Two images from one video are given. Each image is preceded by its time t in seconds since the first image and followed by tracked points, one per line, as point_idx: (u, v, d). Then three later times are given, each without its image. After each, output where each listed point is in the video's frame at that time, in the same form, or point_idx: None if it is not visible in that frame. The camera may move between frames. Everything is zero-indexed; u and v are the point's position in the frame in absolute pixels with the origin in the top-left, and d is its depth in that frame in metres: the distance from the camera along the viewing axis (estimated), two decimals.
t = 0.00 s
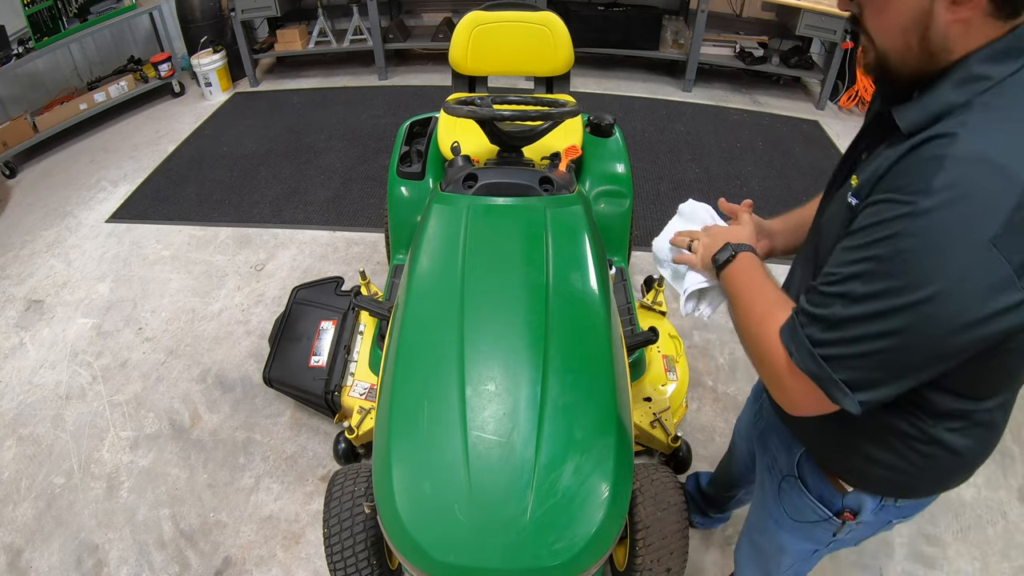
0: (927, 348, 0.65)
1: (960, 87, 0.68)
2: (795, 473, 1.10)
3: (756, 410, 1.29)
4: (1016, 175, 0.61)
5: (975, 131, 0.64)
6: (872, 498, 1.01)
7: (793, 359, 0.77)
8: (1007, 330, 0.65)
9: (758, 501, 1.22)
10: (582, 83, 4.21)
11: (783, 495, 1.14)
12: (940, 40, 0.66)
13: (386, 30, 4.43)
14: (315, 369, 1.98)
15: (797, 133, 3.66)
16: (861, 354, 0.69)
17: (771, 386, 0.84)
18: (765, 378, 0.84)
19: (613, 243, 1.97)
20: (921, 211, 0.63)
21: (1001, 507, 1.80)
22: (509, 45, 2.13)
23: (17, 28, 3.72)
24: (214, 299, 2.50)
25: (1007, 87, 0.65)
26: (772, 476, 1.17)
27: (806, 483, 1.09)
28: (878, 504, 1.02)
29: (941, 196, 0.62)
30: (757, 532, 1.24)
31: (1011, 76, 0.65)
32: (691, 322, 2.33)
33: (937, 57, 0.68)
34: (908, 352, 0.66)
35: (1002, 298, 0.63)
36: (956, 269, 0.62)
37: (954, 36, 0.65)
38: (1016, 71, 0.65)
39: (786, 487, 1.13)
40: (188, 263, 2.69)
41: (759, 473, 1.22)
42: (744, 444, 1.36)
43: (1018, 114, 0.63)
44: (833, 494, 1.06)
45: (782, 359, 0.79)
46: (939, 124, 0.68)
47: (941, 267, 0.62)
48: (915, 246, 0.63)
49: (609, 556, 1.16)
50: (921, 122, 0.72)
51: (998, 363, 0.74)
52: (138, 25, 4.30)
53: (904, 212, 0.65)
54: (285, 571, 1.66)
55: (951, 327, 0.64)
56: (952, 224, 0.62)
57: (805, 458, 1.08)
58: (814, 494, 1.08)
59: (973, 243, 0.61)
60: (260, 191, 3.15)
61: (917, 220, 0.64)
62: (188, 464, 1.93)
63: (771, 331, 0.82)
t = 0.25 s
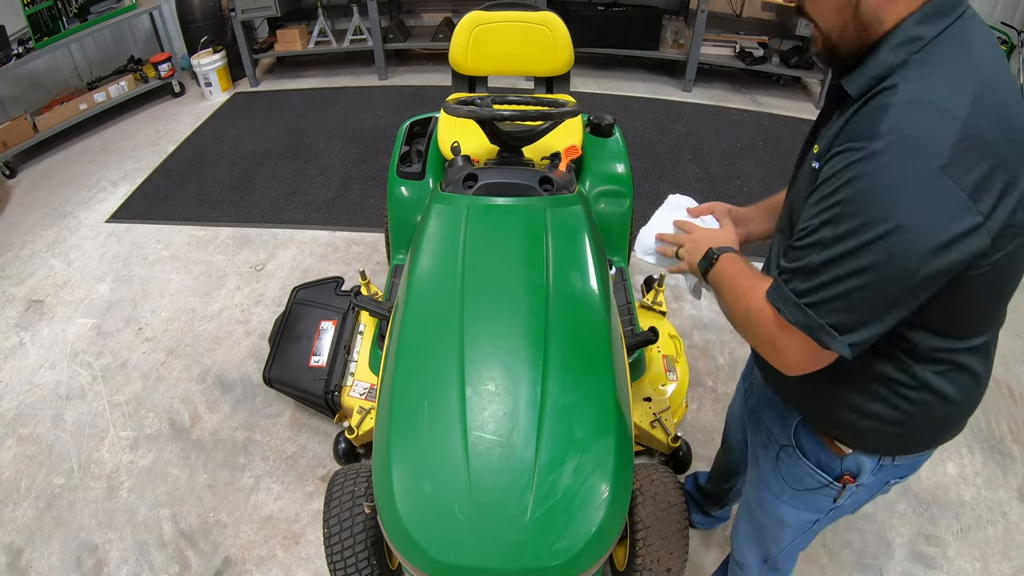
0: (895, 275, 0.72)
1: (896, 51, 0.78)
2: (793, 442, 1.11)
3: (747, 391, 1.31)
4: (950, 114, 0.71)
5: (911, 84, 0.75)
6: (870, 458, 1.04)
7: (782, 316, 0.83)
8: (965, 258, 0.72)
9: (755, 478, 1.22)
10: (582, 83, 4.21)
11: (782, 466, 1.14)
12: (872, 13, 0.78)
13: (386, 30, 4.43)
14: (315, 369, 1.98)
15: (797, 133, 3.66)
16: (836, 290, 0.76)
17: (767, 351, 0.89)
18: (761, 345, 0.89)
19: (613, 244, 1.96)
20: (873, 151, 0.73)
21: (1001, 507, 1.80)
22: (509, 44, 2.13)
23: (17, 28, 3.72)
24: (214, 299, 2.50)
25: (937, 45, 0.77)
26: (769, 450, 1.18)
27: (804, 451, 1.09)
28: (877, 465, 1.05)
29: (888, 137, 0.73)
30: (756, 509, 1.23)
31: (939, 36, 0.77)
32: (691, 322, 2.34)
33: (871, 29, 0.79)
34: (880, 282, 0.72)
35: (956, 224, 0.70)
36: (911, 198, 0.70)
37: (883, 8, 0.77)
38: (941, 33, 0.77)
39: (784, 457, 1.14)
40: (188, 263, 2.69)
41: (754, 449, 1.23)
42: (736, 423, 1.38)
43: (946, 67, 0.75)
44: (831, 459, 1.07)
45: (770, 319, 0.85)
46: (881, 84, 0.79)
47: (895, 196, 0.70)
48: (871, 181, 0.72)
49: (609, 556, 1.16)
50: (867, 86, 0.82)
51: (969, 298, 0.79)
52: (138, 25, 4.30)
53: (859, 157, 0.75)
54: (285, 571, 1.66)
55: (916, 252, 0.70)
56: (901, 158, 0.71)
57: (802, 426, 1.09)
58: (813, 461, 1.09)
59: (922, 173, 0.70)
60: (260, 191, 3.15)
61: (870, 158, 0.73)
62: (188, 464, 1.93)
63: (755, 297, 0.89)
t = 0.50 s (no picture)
0: (908, 258, 0.71)
1: (876, 37, 0.80)
2: (792, 427, 1.10)
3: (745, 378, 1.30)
4: (938, 93, 0.72)
5: (896, 70, 0.76)
6: (871, 439, 1.04)
7: (801, 315, 0.80)
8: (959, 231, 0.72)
9: (753, 465, 1.22)
10: (582, 83, 4.21)
11: (781, 451, 1.13)
12: (842, 6, 0.79)
13: (386, 30, 4.43)
14: (315, 369, 1.98)
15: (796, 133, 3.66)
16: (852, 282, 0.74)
17: (789, 358, 0.86)
18: (782, 353, 0.86)
19: (613, 243, 1.97)
20: (871, 137, 0.72)
21: (1001, 507, 1.80)
22: (509, 44, 2.13)
23: (17, 28, 3.72)
24: (214, 299, 2.50)
25: (914, 31, 0.78)
26: (768, 436, 1.17)
27: (804, 435, 1.09)
28: (877, 444, 1.04)
29: (880, 123, 0.72)
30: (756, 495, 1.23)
31: (914, 22, 0.79)
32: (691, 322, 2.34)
33: (843, 20, 0.81)
34: (894, 267, 0.71)
35: (958, 197, 0.70)
36: (915, 179, 0.69)
37: None
38: (916, 19, 0.79)
39: (784, 442, 1.13)
40: (188, 263, 2.69)
41: (752, 435, 1.22)
42: (733, 412, 1.38)
43: (926, 50, 0.76)
44: (831, 441, 1.06)
45: (788, 324, 0.83)
46: (866, 73, 0.80)
47: (900, 178, 0.70)
48: (873, 165, 0.71)
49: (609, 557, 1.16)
50: (851, 75, 0.82)
51: (958, 272, 0.80)
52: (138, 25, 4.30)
53: (858, 143, 0.74)
54: (285, 570, 1.66)
55: (926, 230, 0.70)
56: (899, 141, 0.71)
57: (801, 410, 1.09)
58: (813, 445, 1.08)
59: (922, 152, 0.70)
60: (260, 191, 3.15)
61: (869, 145, 0.72)
62: (188, 464, 1.93)
63: (764, 305, 0.87)
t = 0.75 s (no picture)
0: (933, 255, 0.69)
1: (867, 37, 0.79)
2: (799, 423, 1.08)
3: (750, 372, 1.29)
4: (940, 87, 0.71)
5: (894, 69, 0.74)
6: (877, 431, 1.03)
7: (851, 336, 0.77)
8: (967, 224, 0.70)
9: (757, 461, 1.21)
10: (582, 83, 4.21)
11: (788, 448, 1.12)
12: (828, 8, 0.79)
13: (386, 30, 4.43)
14: (315, 369, 1.98)
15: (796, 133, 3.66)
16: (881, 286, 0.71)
17: (849, 389, 0.82)
18: (839, 388, 0.82)
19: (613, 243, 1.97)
20: (884, 139, 0.70)
21: (1001, 507, 1.80)
22: (509, 44, 2.13)
23: (17, 28, 3.72)
24: (214, 299, 2.50)
25: (904, 28, 0.78)
26: (773, 432, 1.15)
27: (811, 432, 1.07)
28: (883, 437, 1.04)
29: (890, 123, 0.70)
30: (759, 491, 1.22)
31: (903, 20, 0.78)
32: (691, 322, 2.34)
33: (828, 23, 0.80)
34: (920, 266, 0.69)
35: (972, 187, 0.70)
36: (935, 178, 0.68)
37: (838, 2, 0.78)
38: (904, 17, 0.78)
39: (791, 439, 1.11)
40: (188, 263, 2.69)
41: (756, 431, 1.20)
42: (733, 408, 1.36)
43: (919, 46, 0.76)
44: (839, 437, 1.05)
45: (833, 352, 0.80)
46: (864, 74, 0.77)
47: (914, 177, 0.68)
48: (890, 167, 0.69)
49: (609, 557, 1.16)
50: (846, 77, 0.81)
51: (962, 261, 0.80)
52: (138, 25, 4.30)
53: (871, 148, 0.71)
54: (285, 571, 1.66)
55: (949, 224, 0.68)
56: (910, 139, 0.69)
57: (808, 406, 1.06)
58: (820, 441, 1.07)
59: (935, 148, 0.68)
60: (260, 191, 3.15)
61: (883, 148, 0.70)
62: (188, 464, 1.93)
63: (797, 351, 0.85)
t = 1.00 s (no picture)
0: (954, 270, 0.68)
1: (854, 52, 0.76)
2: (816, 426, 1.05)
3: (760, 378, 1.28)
4: (940, 100, 0.70)
5: (890, 87, 0.72)
6: (892, 433, 1.02)
7: (880, 359, 0.75)
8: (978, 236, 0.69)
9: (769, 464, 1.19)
10: (582, 83, 4.21)
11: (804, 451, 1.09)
12: (812, 28, 0.76)
13: (386, 30, 4.43)
14: (315, 369, 1.98)
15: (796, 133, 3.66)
16: (902, 311, 0.70)
17: (887, 405, 0.80)
18: (876, 409, 0.80)
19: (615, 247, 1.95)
20: (892, 164, 0.68)
21: (1001, 507, 1.80)
22: (509, 44, 2.13)
23: (17, 28, 3.72)
24: (214, 299, 2.50)
25: (892, 39, 0.75)
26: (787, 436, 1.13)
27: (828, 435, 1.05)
28: (898, 437, 1.03)
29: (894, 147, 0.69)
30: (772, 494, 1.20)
31: (889, 31, 0.76)
32: (691, 322, 2.34)
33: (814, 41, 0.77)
34: (939, 284, 0.68)
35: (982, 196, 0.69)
36: (948, 195, 0.66)
37: (823, 21, 0.75)
38: (889, 27, 0.76)
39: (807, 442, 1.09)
40: (188, 263, 2.69)
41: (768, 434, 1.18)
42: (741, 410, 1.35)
43: (910, 57, 0.74)
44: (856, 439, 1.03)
45: (866, 378, 0.78)
46: (856, 96, 0.75)
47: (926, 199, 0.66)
48: (901, 193, 0.67)
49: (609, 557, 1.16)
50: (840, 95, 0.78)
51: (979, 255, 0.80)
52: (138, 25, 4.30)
53: (879, 174, 0.69)
54: (285, 571, 1.66)
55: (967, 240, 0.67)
56: (919, 159, 0.67)
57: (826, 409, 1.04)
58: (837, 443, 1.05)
59: (941, 163, 0.67)
60: (260, 191, 3.15)
61: (892, 173, 0.68)
62: (188, 464, 1.93)
63: (829, 383, 0.84)
